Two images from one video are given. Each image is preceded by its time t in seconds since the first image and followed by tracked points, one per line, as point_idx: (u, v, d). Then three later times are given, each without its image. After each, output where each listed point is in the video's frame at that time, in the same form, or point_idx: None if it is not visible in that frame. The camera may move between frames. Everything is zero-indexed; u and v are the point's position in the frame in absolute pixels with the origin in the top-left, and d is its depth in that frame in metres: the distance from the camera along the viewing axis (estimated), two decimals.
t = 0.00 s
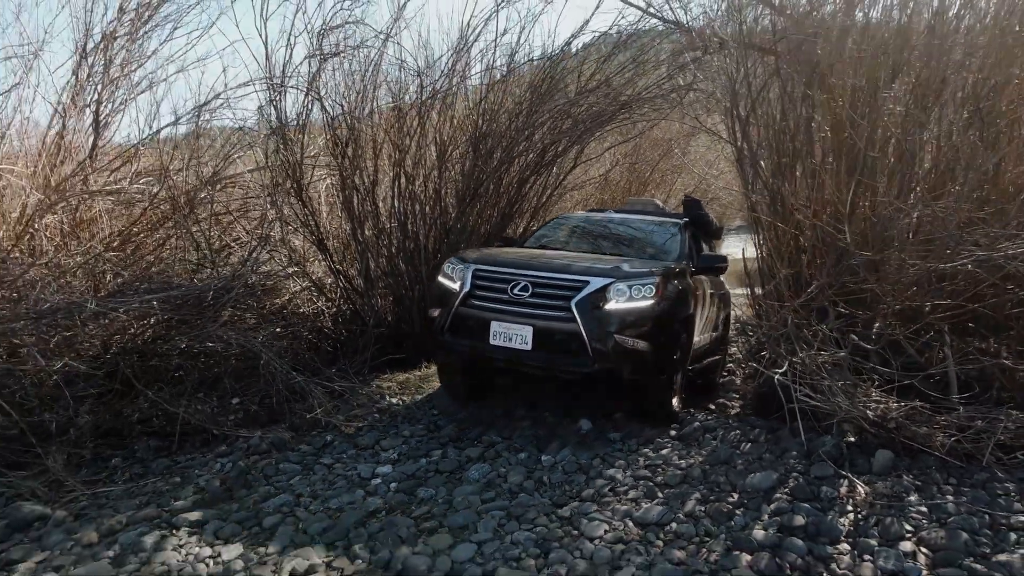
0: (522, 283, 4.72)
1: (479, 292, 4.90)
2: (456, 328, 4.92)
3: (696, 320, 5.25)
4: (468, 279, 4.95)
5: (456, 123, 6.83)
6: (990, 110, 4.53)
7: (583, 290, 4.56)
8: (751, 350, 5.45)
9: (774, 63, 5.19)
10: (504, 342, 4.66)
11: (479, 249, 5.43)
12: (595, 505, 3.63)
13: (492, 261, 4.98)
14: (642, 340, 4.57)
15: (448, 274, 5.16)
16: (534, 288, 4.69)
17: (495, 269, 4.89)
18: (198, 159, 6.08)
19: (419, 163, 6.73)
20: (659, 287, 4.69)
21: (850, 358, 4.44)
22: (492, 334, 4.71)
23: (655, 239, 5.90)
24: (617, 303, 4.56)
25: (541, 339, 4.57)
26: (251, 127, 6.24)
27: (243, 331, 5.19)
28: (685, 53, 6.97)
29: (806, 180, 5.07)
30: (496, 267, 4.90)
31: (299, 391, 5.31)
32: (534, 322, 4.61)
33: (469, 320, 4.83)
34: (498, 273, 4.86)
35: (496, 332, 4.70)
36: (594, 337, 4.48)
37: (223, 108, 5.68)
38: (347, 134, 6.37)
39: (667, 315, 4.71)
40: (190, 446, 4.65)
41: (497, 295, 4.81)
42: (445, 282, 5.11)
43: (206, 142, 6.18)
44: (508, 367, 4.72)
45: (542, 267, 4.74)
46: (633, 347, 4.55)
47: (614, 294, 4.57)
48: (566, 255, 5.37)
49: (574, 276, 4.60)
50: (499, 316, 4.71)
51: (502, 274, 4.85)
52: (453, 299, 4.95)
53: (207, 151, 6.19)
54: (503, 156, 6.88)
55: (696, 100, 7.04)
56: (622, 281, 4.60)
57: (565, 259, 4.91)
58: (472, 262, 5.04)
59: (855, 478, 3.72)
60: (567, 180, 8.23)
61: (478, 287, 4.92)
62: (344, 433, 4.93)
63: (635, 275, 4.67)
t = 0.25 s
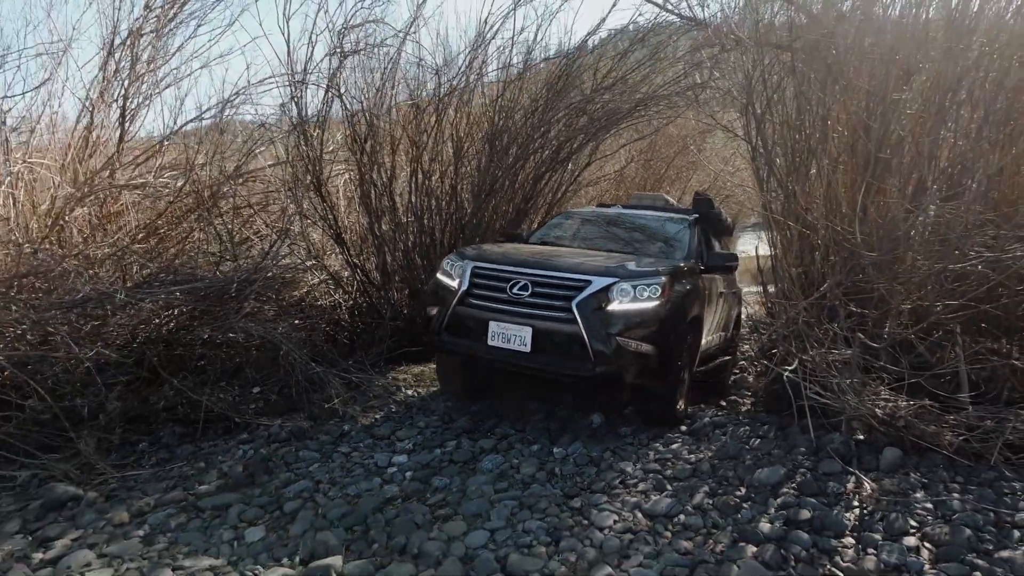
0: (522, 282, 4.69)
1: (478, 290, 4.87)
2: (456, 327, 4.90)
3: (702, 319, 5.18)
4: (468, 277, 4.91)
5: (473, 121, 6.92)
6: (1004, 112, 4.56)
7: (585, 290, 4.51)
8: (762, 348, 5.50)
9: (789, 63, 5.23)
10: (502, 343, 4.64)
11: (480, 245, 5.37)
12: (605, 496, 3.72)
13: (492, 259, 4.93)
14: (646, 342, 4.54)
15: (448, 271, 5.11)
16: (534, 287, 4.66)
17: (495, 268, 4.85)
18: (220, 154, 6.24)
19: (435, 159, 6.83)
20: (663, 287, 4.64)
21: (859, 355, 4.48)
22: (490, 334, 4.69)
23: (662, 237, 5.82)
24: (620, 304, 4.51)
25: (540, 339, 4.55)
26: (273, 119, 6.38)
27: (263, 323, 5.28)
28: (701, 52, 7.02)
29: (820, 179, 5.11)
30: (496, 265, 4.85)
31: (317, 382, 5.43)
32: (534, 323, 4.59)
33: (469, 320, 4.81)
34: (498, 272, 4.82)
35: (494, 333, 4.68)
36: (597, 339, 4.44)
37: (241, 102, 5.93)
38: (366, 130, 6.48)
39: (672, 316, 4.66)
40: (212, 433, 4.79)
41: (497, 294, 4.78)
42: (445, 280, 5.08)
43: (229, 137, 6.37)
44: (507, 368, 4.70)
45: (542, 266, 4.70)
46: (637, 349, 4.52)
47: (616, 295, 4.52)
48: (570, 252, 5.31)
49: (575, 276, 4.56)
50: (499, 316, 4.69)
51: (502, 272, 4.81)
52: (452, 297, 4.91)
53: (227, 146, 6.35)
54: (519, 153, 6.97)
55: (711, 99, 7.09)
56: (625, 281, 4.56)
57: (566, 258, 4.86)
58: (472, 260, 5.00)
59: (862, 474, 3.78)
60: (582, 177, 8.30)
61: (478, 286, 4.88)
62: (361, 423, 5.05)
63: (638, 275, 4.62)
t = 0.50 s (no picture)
0: (517, 286, 4.44)
1: (472, 294, 4.63)
2: (450, 333, 4.65)
3: (710, 324, 4.92)
4: (462, 280, 4.68)
5: (489, 119, 7.00)
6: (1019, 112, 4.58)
7: (583, 294, 4.25)
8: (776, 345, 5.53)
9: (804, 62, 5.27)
10: (497, 350, 4.38)
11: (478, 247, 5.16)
12: (618, 488, 3.80)
13: (487, 261, 4.69)
14: (648, 349, 4.28)
15: (444, 274, 4.90)
16: (530, 291, 4.39)
17: (489, 270, 4.60)
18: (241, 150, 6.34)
19: (452, 156, 6.92)
20: (666, 291, 4.36)
21: (872, 353, 4.53)
22: (484, 341, 4.42)
23: (670, 234, 5.59)
24: (620, 309, 4.24)
25: (536, 346, 4.29)
26: (295, 115, 6.48)
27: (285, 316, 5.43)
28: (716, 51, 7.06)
29: (833, 178, 5.14)
30: (491, 268, 4.61)
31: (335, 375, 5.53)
32: (529, 329, 4.32)
33: (462, 325, 4.57)
34: (493, 275, 4.58)
35: (490, 338, 4.41)
36: (594, 347, 4.18)
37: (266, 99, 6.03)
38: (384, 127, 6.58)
39: (676, 322, 4.39)
40: (234, 424, 4.90)
41: (491, 298, 4.53)
42: (440, 283, 4.87)
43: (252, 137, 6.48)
44: (502, 375, 4.45)
45: (539, 269, 4.45)
46: (637, 357, 4.26)
47: (616, 299, 4.25)
48: (572, 252, 5.08)
49: (573, 280, 4.30)
50: (493, 321, 4.43)
51: (498, 275, 4.57)
52: (446, 301, 4.69)
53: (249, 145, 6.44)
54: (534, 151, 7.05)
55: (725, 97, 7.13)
56: (626, 285, 4.29)
57: (564, 260, 4.60)
58: (467, 262, 4.77)
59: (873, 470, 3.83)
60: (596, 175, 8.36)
61: (472, 289, 4.65)
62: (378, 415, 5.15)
63: (640, 278, 4.35)
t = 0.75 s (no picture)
0: (503, 284, 4.34)
1: (458, 292, 4.52)
2: (435, 332, 4.55)
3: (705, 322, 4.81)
4: (447, 278, 4.58)
5: (494, 120, 7.13)
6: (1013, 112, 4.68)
7: (570, 291, 4.15)
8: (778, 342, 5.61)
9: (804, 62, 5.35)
10: (481, 349, 4.28)
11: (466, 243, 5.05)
12: (623, 481, 3.89)
13: (473, 258, 4.59)
14: (638, 348, 4.17)
15: (430, 271, 4.80)
16: (517, 289, 4.29)
17: (475, 267, 4.50)
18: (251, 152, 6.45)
19: (458, 158, 7.04)
20: (657, 288, 4.26)
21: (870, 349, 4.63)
22: (470, 340, 4.33)
23: (663, 231, 5.44)
24: (610, 306, 4.14)
25: (522, 345, 4.19)
26: (305, 116, 6.56)
27: (296, 315, 5.54)
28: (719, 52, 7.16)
29: (834, 176, 5.23)
30: (476, 265, 4.52)
31: (345, 372, 5.64)
32: (515, 327, 4.22)
33: (447, 324, 4.46)
34: (479, 272, 4.48)
35: (474, 338, 4.32)
36: (582, 345, 4.08)
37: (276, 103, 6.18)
38: (392, 129, 6.70)
39: (668, 319, 4.29)
40: (247, 419, 5.01)
41: (476, 296, 4.43)
42: (427, 281, 4.78)
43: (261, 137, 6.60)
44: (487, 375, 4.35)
45: (526, 266, 4.35)
46: (627, 356, 4.16)
47: (605, 296, 4.15)
48: (563, 249, 4.97)
49: (560, 277, 4.20)
50: (478, 320, 4.33)
51: (484, 272, 4.47)
52: (431, 299, 4.59)
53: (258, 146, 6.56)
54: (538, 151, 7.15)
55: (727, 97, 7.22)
56: (615, 281, 4.19)
57: (552, 256, 4.49)
58: (454, 260, 4.66)
59: (871, 463, 3.92)
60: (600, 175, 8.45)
61: (457, 287, 4.54)
62: (387, 411, 5.25)
63: (630, 274, 4.25)
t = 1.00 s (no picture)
0: (473, 281, 4.11)
1: (425, 290, 4.28)
2: (403, 332, 4.31)
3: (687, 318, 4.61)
4: (415, 274, 4.34)
5: (483, 119, 7.25)
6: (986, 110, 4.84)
7: (543, 289, 3.93)
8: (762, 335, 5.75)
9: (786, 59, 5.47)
10: (452, 349, 4.04)
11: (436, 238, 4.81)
12: (612, 470, 4.01)
13: (442, 254, 4.35)
14: (612, 348, 3.95)
15: (398, 268, 4.55)
16: (487, 286, 4.07)
17: (444, 263, 4.26)
18: (241, 152, 6.52)
19: (447, 157, 7.16)
20: (634, 284, 4.05)
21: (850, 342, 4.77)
22: (439, 340, 4.09)
23: (644, 225, 5.27)
24: (585, 304, 3.92)
25: (493, 346, 3.95)
26: (294, 116, 6.67)
27: (290, 313, 5.61)
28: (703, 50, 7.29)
29: (815, 172, 5.36)
30: (446, 261, 4.28)
31: (339, 368, 5.73)
32: (485, 326, 3.99)
33: (414, 323, 4.22)
34: (448, 268, 4.25)
35: (444, 338, 4.07)
36: (553, 345, 3.86)
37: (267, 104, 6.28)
38: (382, 130, 6.80)
39: (644, 316, 4.07)
40: (243, 417, 5.09)
41: (445, 294, 4.19)
42: (394, 278, 4.52)
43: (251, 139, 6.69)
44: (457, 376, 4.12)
45: (497, 262, 4.12)
46: (601, 356, 3.94)
47: (580, 293, 3.93)
48: (539, 245, 4.76)
49: (532, 273, 3.98)
50: (447, 318, 4.10)
51: (453, 268, 4.23)
52: (398, 297, 4.34)
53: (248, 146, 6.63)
54: (527, 149, 7.27)
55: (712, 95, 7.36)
56: (591, 277, 3.97)
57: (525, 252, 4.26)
58: (423, 255, 4.42)
59: (850, 451, 4.07)
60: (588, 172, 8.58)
61: (425, 285, 4.30)
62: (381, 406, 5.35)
63: (606, 270, 4.03)
